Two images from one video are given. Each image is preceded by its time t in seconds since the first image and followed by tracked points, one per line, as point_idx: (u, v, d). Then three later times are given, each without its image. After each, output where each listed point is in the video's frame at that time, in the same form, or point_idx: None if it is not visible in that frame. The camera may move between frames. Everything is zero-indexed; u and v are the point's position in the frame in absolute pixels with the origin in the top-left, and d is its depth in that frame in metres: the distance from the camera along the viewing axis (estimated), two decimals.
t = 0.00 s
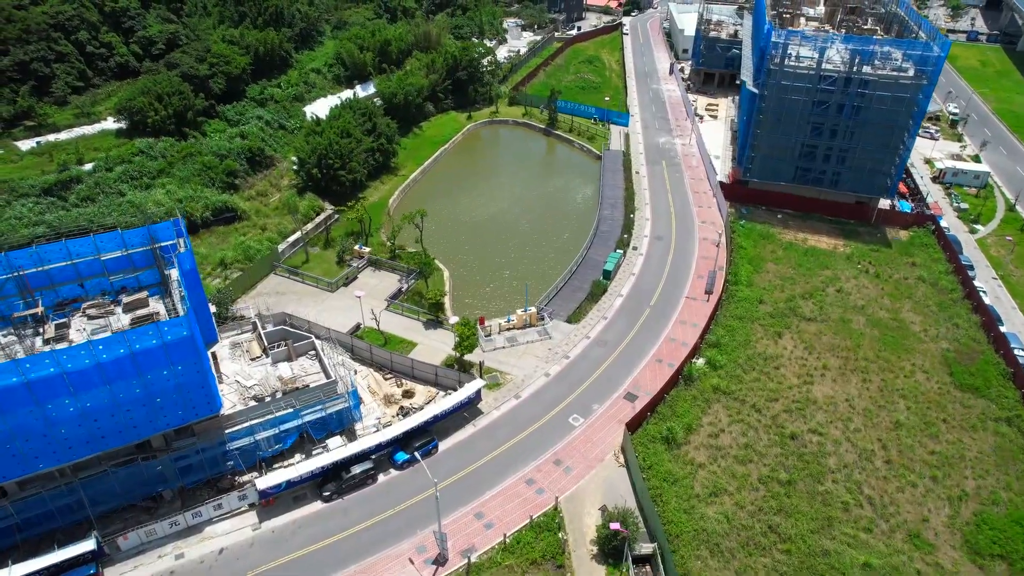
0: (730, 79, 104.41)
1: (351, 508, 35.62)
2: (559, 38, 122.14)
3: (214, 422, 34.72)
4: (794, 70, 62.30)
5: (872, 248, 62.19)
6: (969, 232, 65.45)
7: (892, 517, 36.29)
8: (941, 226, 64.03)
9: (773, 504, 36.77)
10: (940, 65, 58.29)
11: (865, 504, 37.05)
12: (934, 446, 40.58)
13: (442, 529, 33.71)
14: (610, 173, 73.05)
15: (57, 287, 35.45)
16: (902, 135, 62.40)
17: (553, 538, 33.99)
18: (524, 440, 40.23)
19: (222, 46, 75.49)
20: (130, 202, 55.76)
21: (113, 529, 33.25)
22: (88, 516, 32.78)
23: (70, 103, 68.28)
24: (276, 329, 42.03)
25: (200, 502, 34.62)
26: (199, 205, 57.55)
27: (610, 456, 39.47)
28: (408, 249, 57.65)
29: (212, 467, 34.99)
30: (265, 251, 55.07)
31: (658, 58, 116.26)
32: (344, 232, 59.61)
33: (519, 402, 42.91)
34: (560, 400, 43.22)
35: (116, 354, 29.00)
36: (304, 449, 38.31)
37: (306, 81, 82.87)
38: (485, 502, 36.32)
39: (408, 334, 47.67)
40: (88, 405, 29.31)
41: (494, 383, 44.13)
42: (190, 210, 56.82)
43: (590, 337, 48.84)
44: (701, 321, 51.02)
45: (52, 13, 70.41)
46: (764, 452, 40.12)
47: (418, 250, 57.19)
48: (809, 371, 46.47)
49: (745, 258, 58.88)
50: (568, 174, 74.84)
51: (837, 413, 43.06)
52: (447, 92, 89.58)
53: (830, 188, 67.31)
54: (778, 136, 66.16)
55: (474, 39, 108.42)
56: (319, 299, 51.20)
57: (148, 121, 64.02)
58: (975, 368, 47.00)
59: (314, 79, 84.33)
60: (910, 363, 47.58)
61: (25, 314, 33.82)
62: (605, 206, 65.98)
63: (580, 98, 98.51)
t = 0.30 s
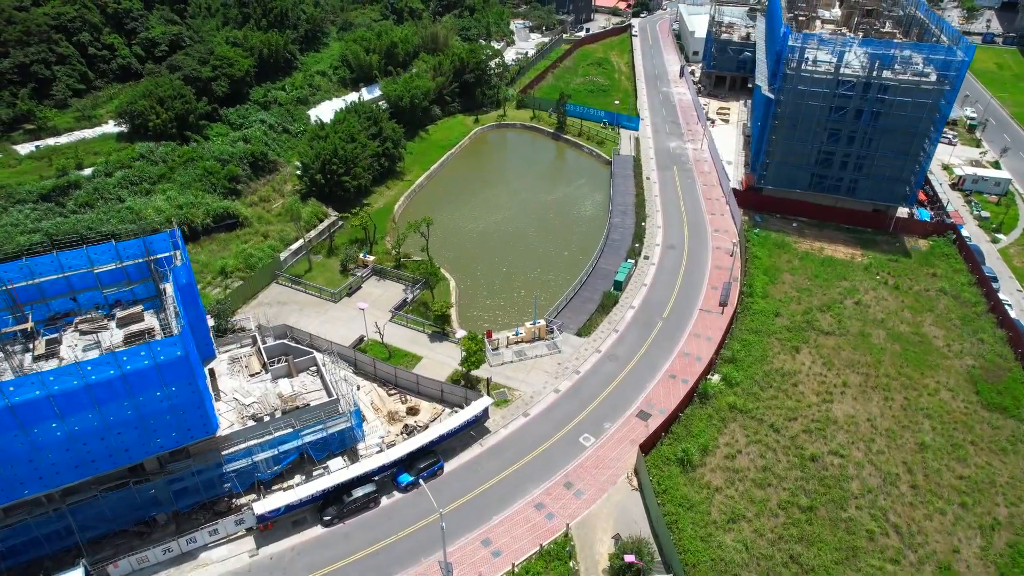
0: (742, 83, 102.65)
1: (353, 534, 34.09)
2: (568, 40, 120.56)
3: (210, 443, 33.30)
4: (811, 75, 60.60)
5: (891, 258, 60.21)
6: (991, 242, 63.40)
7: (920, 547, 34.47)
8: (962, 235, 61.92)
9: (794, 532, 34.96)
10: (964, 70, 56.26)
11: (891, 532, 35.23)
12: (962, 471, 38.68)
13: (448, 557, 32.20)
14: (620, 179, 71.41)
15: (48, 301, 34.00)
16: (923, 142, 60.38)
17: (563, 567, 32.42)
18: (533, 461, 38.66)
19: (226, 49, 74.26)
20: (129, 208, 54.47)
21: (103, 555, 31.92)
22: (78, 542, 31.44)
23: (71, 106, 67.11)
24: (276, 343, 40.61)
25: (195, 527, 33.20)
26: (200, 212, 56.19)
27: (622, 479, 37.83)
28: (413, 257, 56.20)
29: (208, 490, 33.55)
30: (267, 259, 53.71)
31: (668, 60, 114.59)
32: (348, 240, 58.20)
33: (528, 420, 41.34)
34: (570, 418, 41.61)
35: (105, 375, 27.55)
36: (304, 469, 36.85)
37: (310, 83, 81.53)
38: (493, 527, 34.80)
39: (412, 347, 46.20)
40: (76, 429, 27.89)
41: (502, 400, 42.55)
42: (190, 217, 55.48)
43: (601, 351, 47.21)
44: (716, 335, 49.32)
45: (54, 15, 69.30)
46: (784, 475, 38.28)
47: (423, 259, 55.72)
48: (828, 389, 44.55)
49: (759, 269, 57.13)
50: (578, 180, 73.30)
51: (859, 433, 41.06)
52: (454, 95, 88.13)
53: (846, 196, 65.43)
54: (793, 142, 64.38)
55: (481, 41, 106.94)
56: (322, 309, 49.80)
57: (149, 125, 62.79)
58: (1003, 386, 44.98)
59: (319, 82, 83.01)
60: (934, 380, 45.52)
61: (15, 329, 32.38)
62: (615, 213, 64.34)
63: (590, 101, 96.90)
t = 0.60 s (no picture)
0: (751, 84, 100.99)
1: (352, 556, 32.67)
2: (574, 41, 119.02)
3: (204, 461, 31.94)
4: (826, 77, 58.91)
5: (907, 265, 58.42)
6: (1010, 249, 61.58)
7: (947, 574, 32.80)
8: (981, 242, 60.01)
9: (813, 556, 33.34)
10: (984, 72, 54.53)
11: (916, 557, 33.62)
12: (989, 491, 37.00)
13: None
14: (628, 183, 69.90)
15: (36, 312, 32.61)
16: (941, 146, 58.63)
17: None
18: (541, 478, 37.17)
19: (226, 49, 72.94)
20: (126, 212, 53.13)
21: None
22: (65, 566, 30.13)
23: (68, 107, 65.81)
24: (274, 355, 39.21)
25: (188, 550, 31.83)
26: (198, 216, 54.84)
27: (633, 498, 36.29)
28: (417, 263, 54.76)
29: (202, 510, 32.20)
30: (266, 265, 52.36)
31: (676, 61, 113.01)
32: (350, 245, 56.77)
33: (535, 435, 39.83)
34: (579, 433, 40.12)
35: (92, 395, 26.12)
36: (302, 487, 35.44)
37: (313, 84, 80.16)
38: (499, 549, 33.34)
39: (416, 358, 44.76)
40: (61, 450, 26.48)
41: (508, 414, 41.07)
42: (189, 221, 54.13)
43: (610, 362, 45.68)
44: (729, 346, 47.74)
45: (52, 14, 68.03)
46: (801, 495, 36.63)
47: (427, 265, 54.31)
48: (845, 403, 42.82)
49: (772, 276, 55.48)
50: (585, 183, 71.81)
51: (879, 450, 39.35)
52: (459, 97, 86.70)
53: (860, 202, 63.76)
54: (807, 145, 62.69)
55: (486, 41, 105.47)
56: (323, 317, 48.41)
57: (147, 127, 61.46)
58: None
59: (321, 82, 81.59)
60: (957, 395, 43.77)
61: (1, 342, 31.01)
62: (623, 218, 62.81)
63: (596, 103, 95.35)
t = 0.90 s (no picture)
0: (759, 85, 99.54)
1: None
2: (578, 41, 117.65)
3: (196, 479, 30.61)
4: (839, 78, 57.36)
5: (922, 271, 56.85)
6: None
7: None
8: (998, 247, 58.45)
9: None
10: (1003, 74, 52.97)
11: None
12: (1015, 511, 35.47)
13: None
14: (635, 186, 68.46)
15: (22, 323, 31.28)
16: (957, 150, 57.07)
17: None
18: (547, 496, 35.74)
19: (225, 49, 71.66)
20: (121, 215, 51.82)
21: None
22: None
23: (64, 107, 64.54)
24: (271, 366, 37.86)
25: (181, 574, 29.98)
26: (196, 220, 53.50)
27: (644, 517, 34.85)
28: (419, 268, 53.40)
29: (194, 530, 30.86)
30: (265, 271, 51.04)
31: (682, 61, 111.62)
32: (350, 250, 55.42)
33: (541, 449, 38.43)
34: (586, 448, 38.68)
35: (77, 413, 24.75)
36: (300, 505, 34.07)
37: (314, 85, 78.83)
38: (504, 572, 31.94)
39: (417, 368, 43.41)
40: (43, 471, 25.09)
41: (513, 427, 39.67)
42: (185, 225, 52.80)
43: (618, 373, 44.26)
44: (740, 355, 46.27)
45: (48, 13, 66.78)
46: (819, 514, 35.11)
47: (429, 271, 52.95)
48: (862, 415, 41.25)
49: (784, 283, 53.96)
50: (590, 186, 70.41)
51: (899, 466, 37.83)
52: (462, 98, 85.36)
53: (873, 206, 62.21)
54: (818, 148, 61.16)
55: (490, 41, 104.12)
56: (322, 325, 47.07)
57: (144, 128, 60.15)
58: None
59: (322, 83, 80.29)
60: (978, 408, 42.22)
61: None
62: (630, 222, 61.38)
63: (601, 104, 93.95)
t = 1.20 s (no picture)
0: (765, 86, 98.24)
1: None
2: (582, 41, 116.37)
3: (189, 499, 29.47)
4: (851, 80, 55.92)
5: (936, 278, 55.47)
6: None
7: None
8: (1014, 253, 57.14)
9: None
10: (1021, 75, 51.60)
11: None
12: None
13: None
14: (641, 190, 67.20)
15: (9, 335, 29.99)
16: (972, 153, 55.69)
17: None
18: (554, 514, 34.48)
19: (225, 49, 70.49)
20: (117, 219, 50.67)
21: None
22: None
23: (60, 109, 63.44)
24: (268, 377, 36.64)
25: None
26: (193, 224, 52.36)
27: (654, 535, 33.53)
28: (421, 274, 52.18)
29: (187, 551, 29.69)
30: (263, 277, 49.89)
31: (687, 62, 110.36)
32: (351, 255, 54.23)
33: (546, 464, 37.16)
34: (594, 462, 37.41)
35: (61, 434, 23.49)
36: (297, 523, 32.84)
37: (315, 86, 77.64)
38: None
39: (419, 378, 42.19)
40: (26, 493, 23.84)
41: (518, 440, 38.42)
42: (183, 230, 51.63)
43: (626, 384, 43.00)
44: (751, 365, 44.97)
45: (44, 13, 65.68)
46: (836, 533, 33.80)
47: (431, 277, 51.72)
48: (879, 428, 39.89)
49: (795, 290, 52.63)
50: (595, 190, 69.18)
51: (919, 483, 36.50)
52: (465, 99, 84.13)
53: (885, 211, 60.80)
54: (829, 151, 59.80)
55: (493, 42, 102.92)
56: (322, 333, 45.91)
57: (141, 130, 59.01)
58: None
59: (323, 84, 79.13)
60: (998, 421, 40.86)
61: None
62: (637, 227, 60.12)
63: (606, 105, 92.70)
